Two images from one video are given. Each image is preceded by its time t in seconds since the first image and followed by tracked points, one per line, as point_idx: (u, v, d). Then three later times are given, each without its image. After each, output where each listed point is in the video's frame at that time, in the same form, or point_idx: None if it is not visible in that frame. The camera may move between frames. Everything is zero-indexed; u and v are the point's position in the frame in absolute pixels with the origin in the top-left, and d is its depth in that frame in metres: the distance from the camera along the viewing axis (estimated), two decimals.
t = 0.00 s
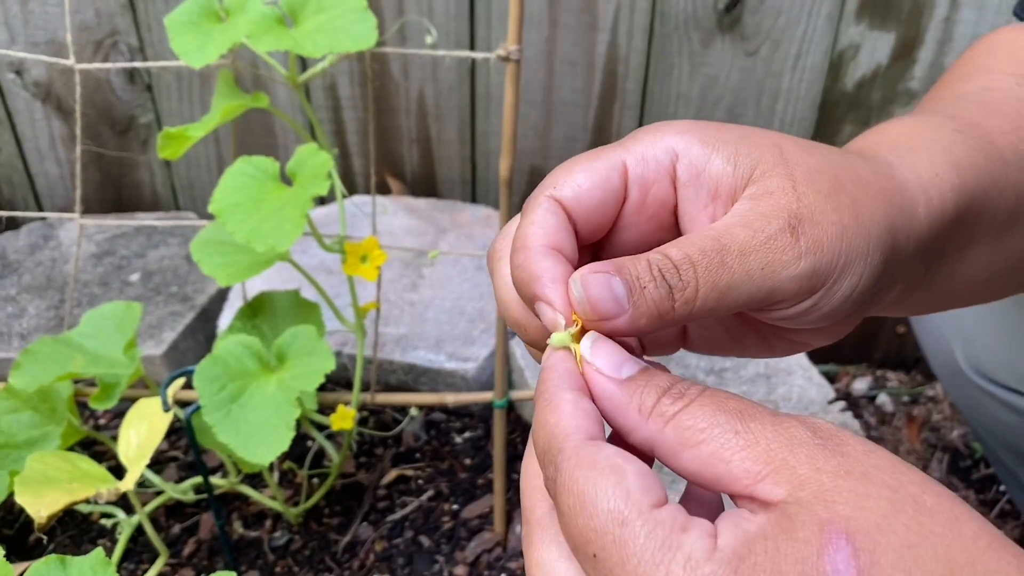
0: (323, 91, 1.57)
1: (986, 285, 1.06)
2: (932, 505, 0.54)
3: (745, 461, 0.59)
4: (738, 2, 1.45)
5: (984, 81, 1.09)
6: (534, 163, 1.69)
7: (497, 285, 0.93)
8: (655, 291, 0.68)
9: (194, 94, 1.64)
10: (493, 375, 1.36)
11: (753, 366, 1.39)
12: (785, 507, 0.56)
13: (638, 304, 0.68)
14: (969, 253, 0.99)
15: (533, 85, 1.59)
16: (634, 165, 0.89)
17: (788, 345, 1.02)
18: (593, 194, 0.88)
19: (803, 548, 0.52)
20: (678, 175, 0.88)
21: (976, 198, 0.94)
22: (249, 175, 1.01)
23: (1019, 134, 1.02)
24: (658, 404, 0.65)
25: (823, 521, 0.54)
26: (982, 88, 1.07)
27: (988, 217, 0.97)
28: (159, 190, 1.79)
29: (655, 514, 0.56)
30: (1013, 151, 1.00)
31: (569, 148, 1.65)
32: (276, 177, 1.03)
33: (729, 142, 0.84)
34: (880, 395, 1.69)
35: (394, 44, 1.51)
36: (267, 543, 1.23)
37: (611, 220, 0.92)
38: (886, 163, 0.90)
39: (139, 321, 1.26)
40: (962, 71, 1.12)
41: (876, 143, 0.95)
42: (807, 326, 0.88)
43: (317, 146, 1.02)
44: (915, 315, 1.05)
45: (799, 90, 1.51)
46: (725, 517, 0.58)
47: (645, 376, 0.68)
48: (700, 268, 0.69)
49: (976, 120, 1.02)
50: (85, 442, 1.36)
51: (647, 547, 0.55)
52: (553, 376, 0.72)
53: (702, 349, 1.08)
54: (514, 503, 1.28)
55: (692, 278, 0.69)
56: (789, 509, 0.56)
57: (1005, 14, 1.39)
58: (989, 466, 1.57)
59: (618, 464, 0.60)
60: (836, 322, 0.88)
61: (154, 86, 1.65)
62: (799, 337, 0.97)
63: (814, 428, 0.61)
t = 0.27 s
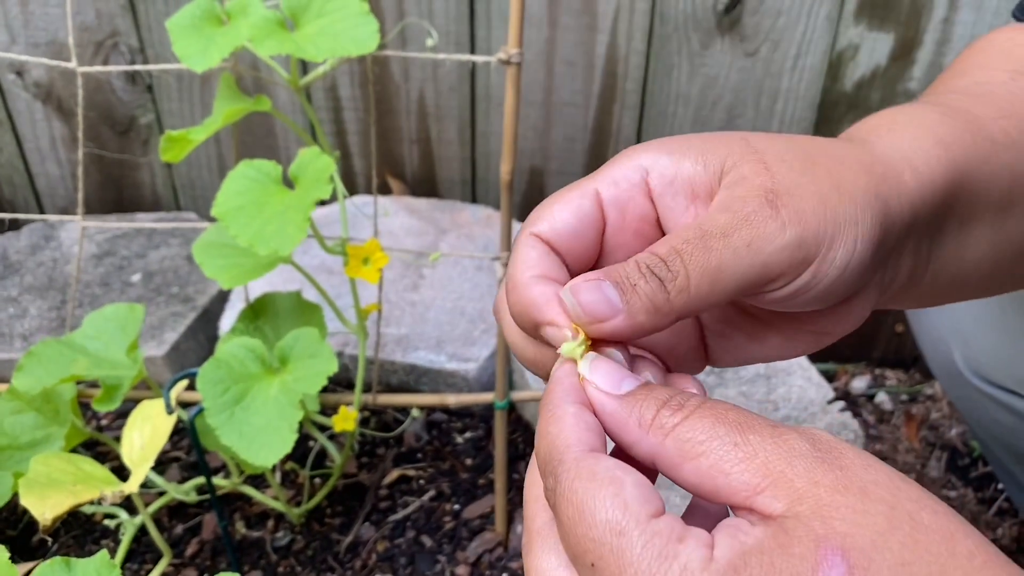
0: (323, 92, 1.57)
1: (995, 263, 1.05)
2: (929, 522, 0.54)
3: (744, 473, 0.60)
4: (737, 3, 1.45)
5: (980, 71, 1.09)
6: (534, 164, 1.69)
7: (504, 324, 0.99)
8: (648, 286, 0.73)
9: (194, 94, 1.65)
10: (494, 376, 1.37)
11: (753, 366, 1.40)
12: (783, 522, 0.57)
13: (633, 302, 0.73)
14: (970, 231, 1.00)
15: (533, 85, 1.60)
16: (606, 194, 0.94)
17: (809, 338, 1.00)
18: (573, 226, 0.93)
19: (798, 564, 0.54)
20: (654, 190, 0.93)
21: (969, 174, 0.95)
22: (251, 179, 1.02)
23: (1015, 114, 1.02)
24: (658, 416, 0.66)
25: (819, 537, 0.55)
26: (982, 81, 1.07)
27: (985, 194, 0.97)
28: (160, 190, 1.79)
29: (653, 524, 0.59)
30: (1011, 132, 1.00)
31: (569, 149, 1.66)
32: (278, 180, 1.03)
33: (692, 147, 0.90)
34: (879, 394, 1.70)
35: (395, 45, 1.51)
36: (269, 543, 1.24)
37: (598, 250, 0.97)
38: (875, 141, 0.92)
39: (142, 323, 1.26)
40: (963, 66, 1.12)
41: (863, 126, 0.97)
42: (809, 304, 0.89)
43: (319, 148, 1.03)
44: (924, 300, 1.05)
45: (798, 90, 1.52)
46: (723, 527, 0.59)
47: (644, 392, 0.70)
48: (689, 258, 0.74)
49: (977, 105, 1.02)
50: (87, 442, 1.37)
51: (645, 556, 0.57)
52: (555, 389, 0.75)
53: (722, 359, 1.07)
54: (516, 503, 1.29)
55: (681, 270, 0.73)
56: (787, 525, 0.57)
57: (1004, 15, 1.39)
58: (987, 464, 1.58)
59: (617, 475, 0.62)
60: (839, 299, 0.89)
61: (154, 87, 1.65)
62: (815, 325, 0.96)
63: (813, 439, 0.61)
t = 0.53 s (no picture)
0: (324, 90, 1.57)
1: (1001, 238, 1.04)
2: (931, 531, 0.55)
3: (745, 477, 0.60)
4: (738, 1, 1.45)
5: (974, 62, 1.09)
6: (534, 162, 1.69)
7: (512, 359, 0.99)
8: (632, 281, 0.75)
9: (194, 92, 1.64)
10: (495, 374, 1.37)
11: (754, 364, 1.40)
12: (783, 529, 0.57)
13: (621, 301, 0.75)
14: (967, 206, 0.99)
15: (533, 83, 1.60)
16: (586, 217, 0.96)
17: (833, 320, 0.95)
18: (560, 253, 0.94)
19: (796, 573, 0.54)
20: (630, 202, 0.95)
21: (954, 150, 0.96)
22: (253, 177, 1.02)
23: (999, 95, 1.03)
24: (660, 418, 0.66)
25: (818, 545, 0.55)
26: (974, 75, 1.06)
27: (975, 169, 0.98)
28: (160, 188, 1.79)
29: (649, 531, 0.59)
30: (995, 110, 1.01)
31: (570, 146, 1.66)
32: (280, 177, 1.03)
33: (657, 154, 0.93)
34: (879, 391, 1.70)
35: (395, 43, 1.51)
36: (270, 541, 1.24)
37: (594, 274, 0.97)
38: (853, 121, 0.94)
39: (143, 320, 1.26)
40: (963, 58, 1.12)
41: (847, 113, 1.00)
42: (807, 279, 0.89)
43: (320, 146, 1.03)
44: (936, 283, 1.04)
45: (799, 88, 1.52)
46: (723, 533, 0.60)
47: (643, 396, 0.70)
48: (668, 246, 0.76)
49: (968, 93, 1.02)
50: (88, 440, 1.37)
51: (641, 563, 0.58)
52: (558, 398, 0.75)
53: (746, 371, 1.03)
54: (516, 501, 1.29)
55: (664, 259, 0.76)
56: (787, 531, 0.57)
57: (1005, 13, 1.39)
58: (987, 461, 1.58)
59: (612, 483, 0.63)
60: (834, 272, 0.89)
61: (155, 85, 1.65)
62: (826, 307, 0.94)
63: (815, 443, 0.61)
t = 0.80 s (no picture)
0: (329, 86, 1.57)
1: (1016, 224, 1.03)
2: (944, 527, 0.54)
3: (758, 472, 0.60)
4: None
5: (979, 56, 1.10)
6: (539, 159, 1.69)
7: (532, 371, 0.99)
8: (636, 276, 0.76)
9: (199, 88, 1.64)
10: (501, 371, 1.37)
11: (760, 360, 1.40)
12: (795, 524, 0.57)
13: (627, 295, 0.76)
14: (979, 193, 0.99)
15: (539, 81, 1.60)
16: (592, 224, 0.96)
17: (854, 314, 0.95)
18: (569, 261, 0.94)
19: (809, 570, 0.54)
20: (635, 205, 0.95)
21: (958, 138, 0.96)
22: (261, 172, 1.02)
23: (1000, 86, 1.04)
24: (672, 412, 0.66)
25: (830, 542, 0.55)
26: (981, 69, 1.07)
27: (982, 156, 0.98)
28: (165, 185, 1.79)
29: (661, 527, 0.59)
30: (997, 100, 1.01)
31: (575, 143, 1.66)
32: (287, 173, 1.03)
33: (657, 156, 0.94)
34: (884, 389, 1.70)
35: (401, 40, 1.51)
36: (277, 537, 1.24)
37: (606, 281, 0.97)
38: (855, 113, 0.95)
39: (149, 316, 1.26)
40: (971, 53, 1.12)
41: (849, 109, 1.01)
42: (816, 264, 0.88)
43: (328, 142, 1.03)
44: (954, 273, 1.02)
45: (804, 85, 1.51)
46: (735, 528, 0.60)
47: (654, 389, 0.69)
48: (670, 237, 0.76)
49: (972, 85, 1.03)
50: (94, 436, 1.37)
51: (653, 559, 0.58)
52: (571, 393, 0.75)
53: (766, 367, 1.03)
54: (523, 497, 1.29)
55: (666, 251, 0.76)
56: (799, 527, 0.57)
57: (1011, 10, 1.39)
58: (992, 459, 1.57)
59: (623, 480, 0.62)
60: (843, 257, 0.88)
61: (159, 82, 1.65)
62: (843, 295, 0.94)
63: (827, 436, 0.61)
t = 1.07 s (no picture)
0: (336, 87, 1.58)
1: None
2: (957, 532, 0.54)
3: (772, 475, 0.60)
4: None
5: (988, 59, 1.10)
6: (546, 160, 1.69)
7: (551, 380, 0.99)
8: (650, 279, 0.76)
9: (206, 89, 1.65)
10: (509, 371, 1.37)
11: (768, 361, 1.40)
12: (807, 527, 0.57)
13: (640, 298, 0.77)
14: (994, 192, 0.99)
15: (545, 82, 1.60)
16: (607, 232, 0.96)
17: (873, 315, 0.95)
18: (585, 268, 0.94)
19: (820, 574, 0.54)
20: (649, 212, 0.95)
21: (971, 139, 0.96)
22: (271, 172, 1.02)
23: (1011, 88, 1.04)
24: (687, 413, 0.66)
25: (842, 546, 0.55)
26: (991, 72, 1.07)
27: (995, 156, 0.98)
28: (171, 185, 1.79)
29: (672, 530, 0.59)
30: (1006, 101, 1.02)
31: (581, 144, 1.66)
32: (298, 173, 1.04)
33: (669, 165, 0.94)
34: (889, 390, 1.71)
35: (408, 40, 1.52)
36: (285, 537, 1.24)
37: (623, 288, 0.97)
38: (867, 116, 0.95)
39: (158, 317, 1.27)
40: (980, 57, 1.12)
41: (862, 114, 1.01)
42: (831, 265, 0.88)
43: (338, 143, 1.03)
44: (972, 274, 1.02)
45: (811, 86, 1.52)
46: (748, 530, 0.60)
47: (671, 391, 0.69)
48: (683, 240, 0.76)
49: (982, 87, 1.03)
50: (103, 436, 1.37)
51: (666, 561, 0.58)
52: (585, 395, 0.76)
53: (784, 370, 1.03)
54: (531, 497, 1.29)
55: (681, 254, 0.76)
56: (813, 530, 0.57)
57: (1018, 11, 1.39)
58: (998, 460, 1.57)
59: (635, 483, 0.63)
60: (857, 258, 0.88)
61: (166, 82, 1.65)
62: (860, 296, 0.94)
63: (841, 438, 0.61)
